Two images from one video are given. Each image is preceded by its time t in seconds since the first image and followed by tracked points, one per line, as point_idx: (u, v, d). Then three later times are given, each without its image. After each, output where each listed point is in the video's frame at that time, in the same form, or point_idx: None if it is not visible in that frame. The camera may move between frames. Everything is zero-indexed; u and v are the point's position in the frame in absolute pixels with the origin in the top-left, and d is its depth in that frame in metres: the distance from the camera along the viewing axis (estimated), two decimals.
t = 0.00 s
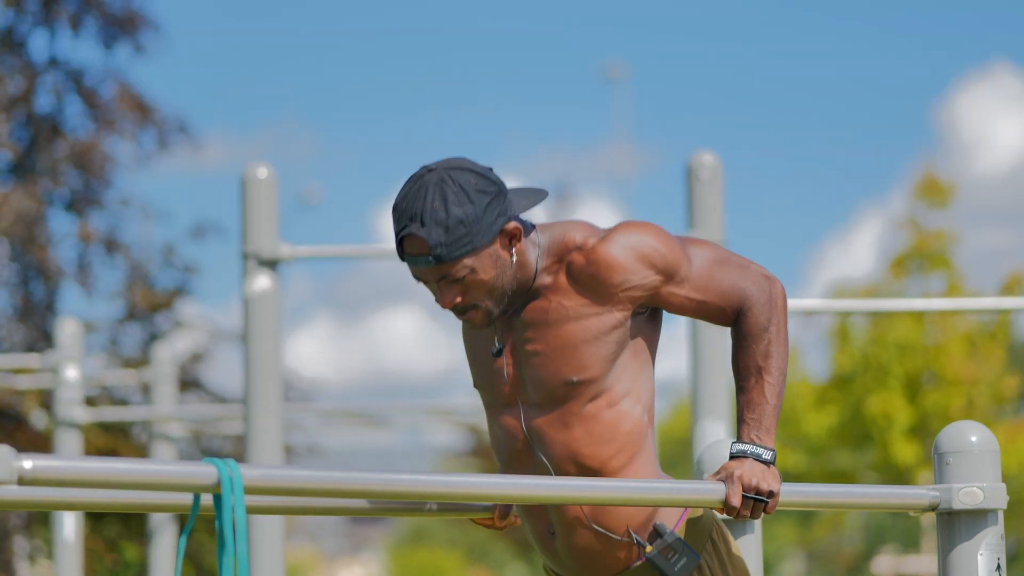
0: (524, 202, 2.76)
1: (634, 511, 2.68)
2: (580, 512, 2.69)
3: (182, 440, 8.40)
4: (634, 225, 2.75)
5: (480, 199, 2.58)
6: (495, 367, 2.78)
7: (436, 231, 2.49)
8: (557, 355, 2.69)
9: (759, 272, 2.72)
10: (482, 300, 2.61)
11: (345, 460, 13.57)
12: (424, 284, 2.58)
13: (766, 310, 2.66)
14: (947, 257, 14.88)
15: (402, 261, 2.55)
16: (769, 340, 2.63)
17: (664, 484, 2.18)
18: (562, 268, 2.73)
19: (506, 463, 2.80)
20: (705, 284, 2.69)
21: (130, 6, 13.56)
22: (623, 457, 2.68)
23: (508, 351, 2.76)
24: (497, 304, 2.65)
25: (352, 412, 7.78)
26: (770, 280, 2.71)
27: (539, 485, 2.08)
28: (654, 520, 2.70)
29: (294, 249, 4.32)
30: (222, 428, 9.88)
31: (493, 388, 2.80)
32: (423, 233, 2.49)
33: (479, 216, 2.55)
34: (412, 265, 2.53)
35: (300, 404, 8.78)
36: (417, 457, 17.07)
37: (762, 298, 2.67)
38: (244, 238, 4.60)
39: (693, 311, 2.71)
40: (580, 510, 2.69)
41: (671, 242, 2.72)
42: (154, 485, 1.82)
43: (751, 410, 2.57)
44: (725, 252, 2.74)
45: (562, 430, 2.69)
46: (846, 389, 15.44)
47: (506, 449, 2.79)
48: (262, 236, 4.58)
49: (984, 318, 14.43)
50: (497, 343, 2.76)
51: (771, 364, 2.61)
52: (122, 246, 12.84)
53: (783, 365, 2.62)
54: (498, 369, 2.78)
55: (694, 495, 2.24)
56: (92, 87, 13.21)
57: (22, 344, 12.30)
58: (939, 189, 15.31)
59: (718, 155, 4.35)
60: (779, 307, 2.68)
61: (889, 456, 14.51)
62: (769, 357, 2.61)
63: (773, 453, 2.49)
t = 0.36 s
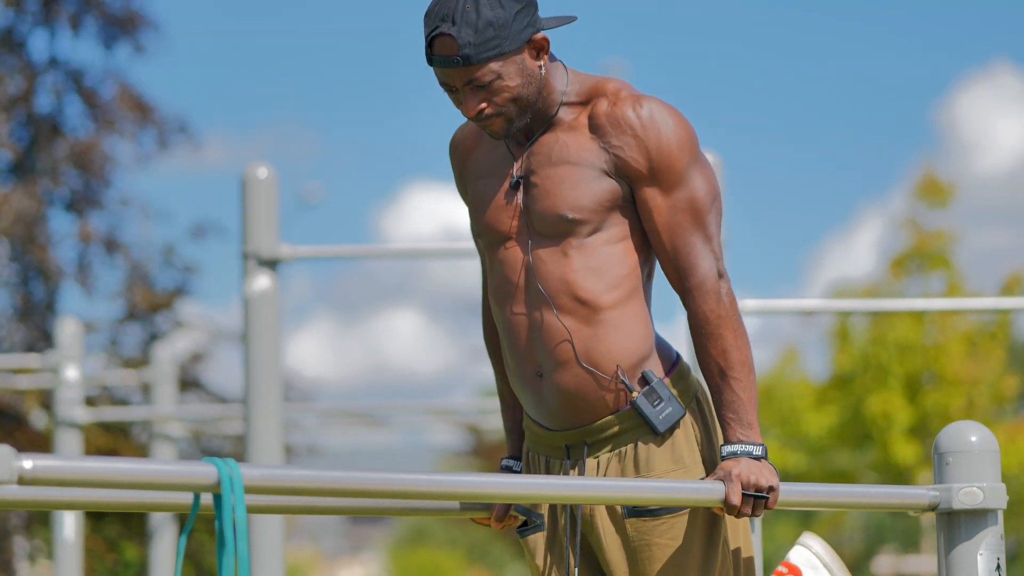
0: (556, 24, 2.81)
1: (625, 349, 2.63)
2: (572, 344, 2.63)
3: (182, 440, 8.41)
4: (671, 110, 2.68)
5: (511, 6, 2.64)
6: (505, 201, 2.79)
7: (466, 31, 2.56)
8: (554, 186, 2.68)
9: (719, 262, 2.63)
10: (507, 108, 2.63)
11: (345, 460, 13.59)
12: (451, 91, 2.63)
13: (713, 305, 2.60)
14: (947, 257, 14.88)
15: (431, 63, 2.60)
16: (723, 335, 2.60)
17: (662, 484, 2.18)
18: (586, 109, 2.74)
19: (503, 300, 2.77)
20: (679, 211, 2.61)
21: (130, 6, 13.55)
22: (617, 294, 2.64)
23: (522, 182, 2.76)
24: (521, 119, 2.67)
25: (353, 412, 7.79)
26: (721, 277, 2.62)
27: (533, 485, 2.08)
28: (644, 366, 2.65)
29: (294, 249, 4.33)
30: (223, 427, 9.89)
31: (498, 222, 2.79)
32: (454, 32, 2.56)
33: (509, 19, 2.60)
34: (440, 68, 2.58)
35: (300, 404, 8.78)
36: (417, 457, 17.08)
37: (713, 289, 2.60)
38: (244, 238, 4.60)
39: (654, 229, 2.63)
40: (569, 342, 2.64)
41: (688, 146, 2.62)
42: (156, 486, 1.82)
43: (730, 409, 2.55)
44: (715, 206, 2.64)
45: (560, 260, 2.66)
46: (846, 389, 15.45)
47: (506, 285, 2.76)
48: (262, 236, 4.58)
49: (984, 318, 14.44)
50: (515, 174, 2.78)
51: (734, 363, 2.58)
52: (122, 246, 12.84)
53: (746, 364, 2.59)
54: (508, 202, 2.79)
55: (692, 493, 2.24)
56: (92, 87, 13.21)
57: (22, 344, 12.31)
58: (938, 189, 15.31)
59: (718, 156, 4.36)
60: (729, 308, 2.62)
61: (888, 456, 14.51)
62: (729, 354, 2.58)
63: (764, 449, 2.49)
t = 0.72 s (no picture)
0: (557, 39, 2.82)
1: (643, 366, 2.63)
2: (590, 363, 2.64)
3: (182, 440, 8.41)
4: (677, 116, 2.71)
5: (515, 26, 2.65)
6: (515, 218, 2.79)
7: (471, 52, 2.56)
8: (565, 203, 2.68)
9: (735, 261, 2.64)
10: (514, 129, 2.64)
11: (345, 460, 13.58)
12: (457, 113, 2.63)
13: (730, 301, 2.60)
14: (947, 257, 14.88)
15: (435, 85, 2.60)
16: (737, 332, 2.60)
17: (667, 486, 2.18)
18: (590, 120, 2.75)
19: (518, 320, 2.77)
20: (693, 212, 2.62)
21: (131, 6, 13.55)
22: (632, 312, 2.64)
23: (531, 199, 2.76)
24: (529, 135, 2.68)
25: (353, 412, 7.79)
26: (739, 277, 2.64)
27: (535, 486, 2.08)
28: (659, 382, 2.65)
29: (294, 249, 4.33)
30: (223, 426, 9.89)
31: (510, 240, 2.79)
32: (459, 54, 2.56)
33: (514, 40, 2.61)
34: (446, 90, 2.58)
35: (300, 405, 8.78)
36: (417, 458, 17.09)
37: (730, 285, 2.61)
38: (244, 237, 4.60)
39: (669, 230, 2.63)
40: (587, 360, 2.64)
41: (697, 148, 2.66)
42: (155, 485, 1.83)
43: (738, 409, 2.56)
44: (726, 209, 2.66)
45: (576, 279, 2.65)
46: (846, 389, 15.45)
47: (520, 305, 2.75)
48: (262, 234, 4.59)
49: (984, 318, 14.44)
50: (525, 191, 2.77)
51: (746, 361, 2.58)
52: (122, 246, 12.84)
53: (758, 364, 2.59)
54: (519, 221, 2.78)
55: (694, 494, 2.24)
56: (92, 87, 13.21)
57: (22, 344, 12.30)
58: (939, 189, 15.30)
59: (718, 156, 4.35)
60: (746, 306, 2.63)
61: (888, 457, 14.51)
62: (743, 351, 2.58)
63: (768, 451, 2.49)
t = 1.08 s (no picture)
0: (541, 118, 2.76)
1: (648, 441, 2.64)
2: (593, 444, 2.63)
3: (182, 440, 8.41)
4: (660, 170, 2.73)
5: (500, 117, 2.58)
6: (510, 296, 2.76)
7: (457, 151, 2.50)
8: (567, 281, 2.65)
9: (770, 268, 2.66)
10: (506, 218, 2.61)
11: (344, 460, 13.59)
12: (448, 206, 2.60)
13: (771, 306, 2.62)
14: (947, 257, 14.88)
15: (424, 184, 2.56)
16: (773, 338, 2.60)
17: (668, 485, 2.18)
18: (580, 191, 2.71)
19: (520, 399, 2.75)
20: (715, 247, 2.64)
21: (131, 7, 13.55)
22: (637, 387, 2.63)
23: (526, 277, 2.73)
24: (520, 221, 2.66)
25: (353, 412, 7.79)
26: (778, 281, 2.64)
27: (536, 485, 2.08)
28: (666, 453, 2.66)
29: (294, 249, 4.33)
30: (224, 426, 9.89)
31: (507, 319, 2.76)
32: (445, 153, 2.50)
33: (499, 133, 2.55)
34: (436, 187, 2.54)
35: (300, 405, 8.79)
36: (417, 457, 17.09)
37: (768, 293, 2.62)
38: (243, 238, 4.60)
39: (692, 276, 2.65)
40: (591, 439, 2.64)
41: (691, 192, 2.69)
42: (156, 485, 1.83)
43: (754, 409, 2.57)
44: (741, 231, 2.68)
45: (578, 359, 2.64)
46: (846, 389, 15.45)
47: (521, 384, 2.74)
48: (262, 234, 4.59)
49: (984, 318, 14.43)
50: (519, 270, 2.74)
51: (775, 363, 2.59)
52: (121, 246, 12.84)
53: (785, 368, 2.59)
54: (515, 297, 2.75)
55: (694, 495, 2.24)
56: (92, 87, 13.21)
57: (22, 344, 12.30)
58: (939, 189, 15.29)
59: (718, 157, 4.35)
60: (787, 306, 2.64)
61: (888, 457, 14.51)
62: (775, 356, 2.59)
63: (774, 452, 2.49)
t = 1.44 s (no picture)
0: (522, 272, 2.70)
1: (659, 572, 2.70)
2: None
3: (182, 440, 8.40)
4: (627, 275, 2.67)
5: (479, 282, 2.51)
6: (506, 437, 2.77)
7: (438, 323, 2.44)
8: (569, 421, 2.68)
9: (755, 281, 2.68)
10: (493, 379, 2.58)
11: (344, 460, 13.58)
12: (433, 372, 2.55)
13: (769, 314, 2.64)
14: (947, 257, 14.88)
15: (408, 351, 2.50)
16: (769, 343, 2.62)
17: (669, 484, 2.19)
18: (564, 329, 2.67)
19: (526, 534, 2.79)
20: (711, 307, 2.65)
21: (131, 7, 13.56)
22: (646, 520, 2.68)
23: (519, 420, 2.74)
24: (507, 377, 2.63)
25: (353, 412, 7.78)
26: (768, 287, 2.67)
27: (539, 486, 2.08)
28: None
29: (294, 249, 4.33)
30: (223, 426, 9.88)
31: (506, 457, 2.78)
32: (426, 326, 2.44)
33: (481, 300, 2.48)
34: (421, 356, 2.49)
35: (300, 405, 8.79)
36: (417, 457, 17.08)
37: (762, 305, 2.64)
38: (243, 238, 4.60)
39: (701, 341, 2.67)
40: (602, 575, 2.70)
41: (666, 281, 2.66)
42: (155, 485, 1.82)
43: (751, 411, 2.56)
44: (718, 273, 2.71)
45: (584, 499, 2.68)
46: (846, 390, 15.45)
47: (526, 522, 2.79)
48: (262, 235, 4.59)
49: (984, 318, 14.44)
50: (507, 415, 2.74)
51: (771, 365, 2.59)
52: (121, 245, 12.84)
53: (780, 368, 2.60)
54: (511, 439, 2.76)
55: (695, 492, 2.24)
56: (92, 87, 13.21)
57: (22, 344, 12.28)
58: (939, 189, 15.29)
59: (717, 158, 4.35)
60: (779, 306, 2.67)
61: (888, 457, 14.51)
62: (769, 359, 2.59)
63: (772, 452, 2.49)
